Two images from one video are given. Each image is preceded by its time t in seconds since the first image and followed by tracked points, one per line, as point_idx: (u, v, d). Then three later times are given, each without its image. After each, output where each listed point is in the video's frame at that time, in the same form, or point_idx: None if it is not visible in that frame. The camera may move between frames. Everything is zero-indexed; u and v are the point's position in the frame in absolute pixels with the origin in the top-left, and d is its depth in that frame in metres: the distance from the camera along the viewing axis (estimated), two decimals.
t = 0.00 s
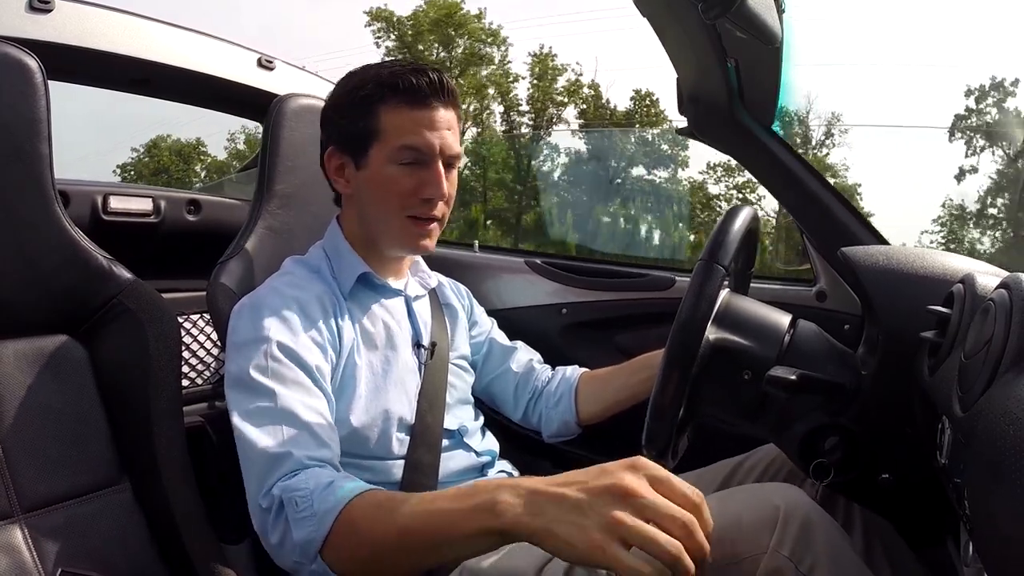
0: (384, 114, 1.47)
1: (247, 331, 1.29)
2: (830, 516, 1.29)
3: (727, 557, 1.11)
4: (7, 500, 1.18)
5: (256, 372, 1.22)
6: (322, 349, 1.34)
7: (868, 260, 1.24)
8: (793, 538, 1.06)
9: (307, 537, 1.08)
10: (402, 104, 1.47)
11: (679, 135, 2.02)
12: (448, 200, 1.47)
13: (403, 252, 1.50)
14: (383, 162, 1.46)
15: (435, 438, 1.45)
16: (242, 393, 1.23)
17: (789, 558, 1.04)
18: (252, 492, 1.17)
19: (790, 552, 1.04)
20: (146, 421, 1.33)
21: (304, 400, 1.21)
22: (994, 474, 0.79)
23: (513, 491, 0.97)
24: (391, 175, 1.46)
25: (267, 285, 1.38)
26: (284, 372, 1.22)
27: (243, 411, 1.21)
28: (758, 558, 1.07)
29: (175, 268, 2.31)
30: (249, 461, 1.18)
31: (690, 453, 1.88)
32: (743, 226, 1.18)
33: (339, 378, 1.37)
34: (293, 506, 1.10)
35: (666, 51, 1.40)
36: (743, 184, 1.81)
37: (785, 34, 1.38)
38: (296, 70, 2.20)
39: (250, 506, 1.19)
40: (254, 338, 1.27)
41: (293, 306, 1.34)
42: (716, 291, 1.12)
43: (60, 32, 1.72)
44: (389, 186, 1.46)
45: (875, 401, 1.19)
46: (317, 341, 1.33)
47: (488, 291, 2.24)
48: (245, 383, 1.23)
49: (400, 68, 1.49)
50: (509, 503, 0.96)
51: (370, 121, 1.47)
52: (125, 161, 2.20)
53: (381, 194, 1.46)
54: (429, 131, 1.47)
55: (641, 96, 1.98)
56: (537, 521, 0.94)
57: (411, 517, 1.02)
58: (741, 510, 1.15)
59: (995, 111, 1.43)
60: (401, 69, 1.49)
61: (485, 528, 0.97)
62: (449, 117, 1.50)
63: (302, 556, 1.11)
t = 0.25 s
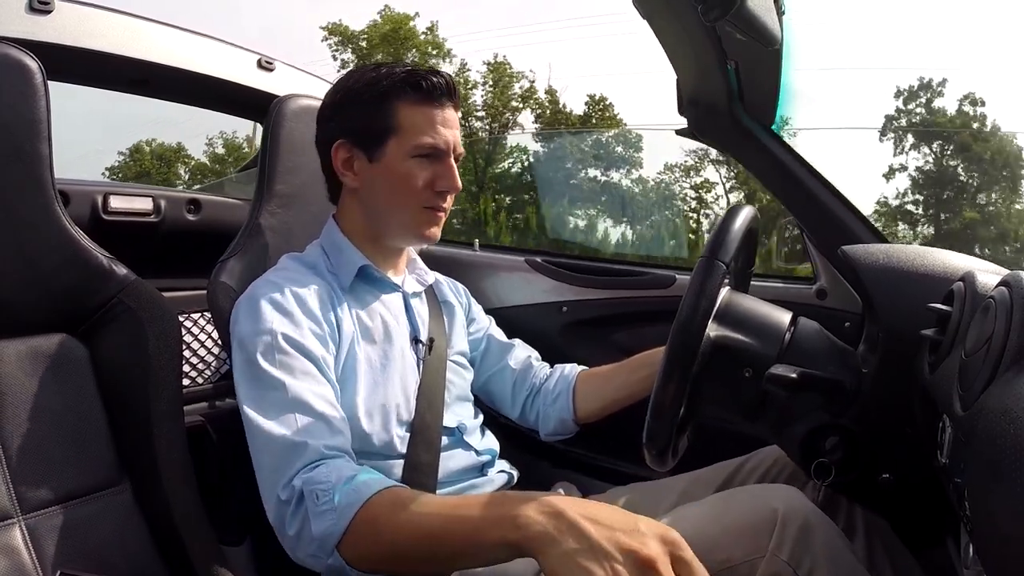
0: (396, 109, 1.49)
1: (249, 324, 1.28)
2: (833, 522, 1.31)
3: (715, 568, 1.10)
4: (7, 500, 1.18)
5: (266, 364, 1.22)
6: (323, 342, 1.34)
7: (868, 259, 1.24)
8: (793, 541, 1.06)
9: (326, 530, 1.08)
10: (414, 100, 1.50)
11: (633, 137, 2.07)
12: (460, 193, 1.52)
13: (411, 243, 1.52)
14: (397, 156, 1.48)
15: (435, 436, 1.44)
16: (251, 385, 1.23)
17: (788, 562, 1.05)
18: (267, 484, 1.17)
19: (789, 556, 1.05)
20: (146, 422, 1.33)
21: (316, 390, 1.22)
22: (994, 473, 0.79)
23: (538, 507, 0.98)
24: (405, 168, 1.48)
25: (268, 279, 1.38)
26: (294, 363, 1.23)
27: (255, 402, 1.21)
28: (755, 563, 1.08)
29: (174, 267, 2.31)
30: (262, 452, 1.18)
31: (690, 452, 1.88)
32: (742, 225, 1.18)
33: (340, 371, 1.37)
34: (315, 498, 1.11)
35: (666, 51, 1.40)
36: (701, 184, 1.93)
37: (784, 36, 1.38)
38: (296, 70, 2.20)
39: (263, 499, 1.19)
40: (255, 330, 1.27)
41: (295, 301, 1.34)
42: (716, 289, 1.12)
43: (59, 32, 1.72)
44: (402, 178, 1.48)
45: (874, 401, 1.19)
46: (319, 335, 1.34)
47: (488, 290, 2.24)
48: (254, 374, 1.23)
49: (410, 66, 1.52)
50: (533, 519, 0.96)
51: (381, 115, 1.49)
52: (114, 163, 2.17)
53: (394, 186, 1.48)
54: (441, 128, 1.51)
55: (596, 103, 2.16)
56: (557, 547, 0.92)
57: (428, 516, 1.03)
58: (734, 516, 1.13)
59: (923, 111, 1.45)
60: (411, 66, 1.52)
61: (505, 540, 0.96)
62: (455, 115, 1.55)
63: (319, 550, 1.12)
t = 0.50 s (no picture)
0: (396, 104, 1.50)
1: (256, 308, 1.29)
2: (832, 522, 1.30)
3: (713, 568, 1.09)
4: (7, 500, 1.18)
5: (271, 347, 1.23)
6: (327, 331, 1.34)
7: (868, 258, 1.24)
8: (792, 542, 1.06)
9: (322, 516, 1.08)
10: (414, 95, 1.51)
11: (587, 139, 2.18)
12: (461, 185, 1.52)
13: (414, 238, 1.52)
14: (398, 149, 1.48)
15: (434, 438, 1.44)
16: (254, 366, 1.23)
17: (787, 562, 1.05)
18: (264, 465, 1.17)
19: (788, 555, 1.06)
20: (145, 422, 1.33)
21: (317, 377, 1.22)
22: (994, 474, 0.78)
23: (535, 507, 0.98)
24: (407, 160, 1.48)
25: (275, 263, 1.39)
26: (297, 349, 1.23)
27: (259, 383, 1.21)
28: (754, 563, 1.08)
29: (174, 267, 2.31)
30: (261, 431, 1.18)
31: (690, 453, 1.88)
32: (743, 225, 1.18)
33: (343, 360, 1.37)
34: (312, 484, 1.10)
35: (666, 51, 1.40)
36: (659, 184, 2.06)
37: (784, 35, 1.38)
38: (296, 70, 2.20)
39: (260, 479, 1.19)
40: (262, 313, 1.27)
41: (302, 288, 1.35)
42: (715, 289, 1.11)
43: (59, 31, 1.71)
44: (404, 170, 1.48)
45: (874, 401, 1.19)
46: (324, 323, 1.34)
47: (488, 290, 2.24)
48: (258, 356, 1.23)
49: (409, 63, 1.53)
50: (529, 519, 0.96)
51: (382, 111, 1.50)
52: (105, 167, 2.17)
53: (396, 179, 1.48)
54: (442, 121, 1.52)
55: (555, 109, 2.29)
56: (553, 546, 0.93)
57: (429, 511, 1.02)
58: (733, 516, 1.12)
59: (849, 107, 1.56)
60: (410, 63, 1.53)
61: (501, 539, 0.97)
62: (454, 111, 1.56)
63: (314, 534, 1.11)
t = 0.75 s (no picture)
0: (394, 104, 1.50)
1: (248, 322, 1.29)
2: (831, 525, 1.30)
3: (713, 570, 1.09)
4: (7, 500, 1.18)
5: (264, 363, 1.22)
6: (321, 344, 1.34)
7: (868, 260, 1.24)
8: (789, 547, 1.07)
9: (322, 525, 1.09)
10: (411, 95, 1.51)
11: (545, 142, 2.25)
12: (460, 185, 1.51)
13: (414, 239, 1.52)
14: (396, 149, 1.48)
15: (435, 438, 1.44)
16: (248, 379, 1.23)
17: (785, 566, 1.05)
18: (262, 476, 1.17)
19: (785, 560, 1.06)
20: (145, 422, 1.33)
21: (313, 388, 1.22)
22: (994, 475, 0.79)
23: (534, 510, 0.98)
24: (405, 160, 1.48)
25: (267, 276, 1.39)
26: (292, 361, 1.23)
27: (254, 396, 1.21)
28: (751, 567, 1.07)
29: (173, 268, 2.31)
30: (257, 443, 1.17)
31: (690, 454, 1.88)
32: (743, 226, 1.18)
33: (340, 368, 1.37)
34: (312, 493, 1.10)
35: (666, 50, 1.40)
36: (620, 185, 2.14)
37: (784, 34, 1.38)
38: (296, 70, 2.20)
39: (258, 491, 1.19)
40: (254, 326, 1.27)
41: (295, 299, 1.35)
42: (716, 289, 1.12)
43: (60, 31, 1.72)
44: (403, 171, 1.48)
45: (873, 402, 1.19)
46: (318, 335, 1.34)
47: (488, 291, 2.24)
48: (253, 368, 1.23)
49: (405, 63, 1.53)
50: (527, 521, 0.96)
51: (380, 111, 1.50)
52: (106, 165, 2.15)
53: (394, 180, 1.48)
54: (440, 121, 1.52)
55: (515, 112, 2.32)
56: (551, 546, 0.93)
57: (425, 515, 1.02)
58: (735, 518, 1.12)
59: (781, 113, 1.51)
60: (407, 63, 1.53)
61: (499, 542, 0.97)
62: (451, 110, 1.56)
63: (315, 543, 1.12)
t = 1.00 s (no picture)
0: (394, 106, 1.50)
1: (249, 321, 1.29)
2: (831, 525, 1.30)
3: (713, 570, 1.09)
4: (7, 500, 1.18)
5: (264, 362, 1.22)
6: (321, 343, 1.34)
7: (868, 259, 1.24)
8: (788, 546, 1.06)
9: (320, 525, 1.09)
10: (411, 97, 1.50)
11: (506, 145, 2.25)
12: (460, 188, 1.51)
13: (413, 241, 1.52)
14: (396, 152, 1.48)
15: (434, 438, 1.43)
16: (247, 379, 1.23)
17: (784, 566, 1.05)
18: (261, 476, 1.17)
19: (784, 560, 1.06)
20: (145, 422, 1.33)
21: (313, 388, 1.22)
22: (994, 475, 0.78)
23: (533, 511, 0.98)
24: (405, 164, 1.48)
25: (268, 276, 1.39)
26: (292, 361, 1.23)
27: (253, 397, 1.21)
28: (750, 568, 1.07)
29: (173, 268, 2.31)
30: (256, 444, 1.17)
31: (690, 454, 1.88)
32: (743, 225, 1.18)
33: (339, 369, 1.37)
34: (310, 494, 1.10)
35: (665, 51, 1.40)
36: (580, 185, 2.16)
37: (784, 34, 1.38)
38: (296, 70, 2.20)
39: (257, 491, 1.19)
40: (253, 326, 1.27)
41: (295, 299, 1.35)
42: (715, 289, 1.11)
43: (59, 31, 1.72)
44: (402, 174, 1.48)
45: (872, 402, 1.19)
46: (318, 335, 1.34)
47: (488, 291, 2.24)
48: (251, 369, 1.23)
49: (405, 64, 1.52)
50: (526, 523, 0.96)
51: (380, 113, 1.49)
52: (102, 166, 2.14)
53: (393, 183, 1.48)
54: (440, 124, 1.51)
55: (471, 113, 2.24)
56: (551, 546, 0.93)
57: (424, 516, 1.02)
58: (735, 519, 1.12)
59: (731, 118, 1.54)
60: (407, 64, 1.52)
61: (498, 543, 0.97)
62: (452, 112, 1.56)
63: (313, 544, 1.12)
